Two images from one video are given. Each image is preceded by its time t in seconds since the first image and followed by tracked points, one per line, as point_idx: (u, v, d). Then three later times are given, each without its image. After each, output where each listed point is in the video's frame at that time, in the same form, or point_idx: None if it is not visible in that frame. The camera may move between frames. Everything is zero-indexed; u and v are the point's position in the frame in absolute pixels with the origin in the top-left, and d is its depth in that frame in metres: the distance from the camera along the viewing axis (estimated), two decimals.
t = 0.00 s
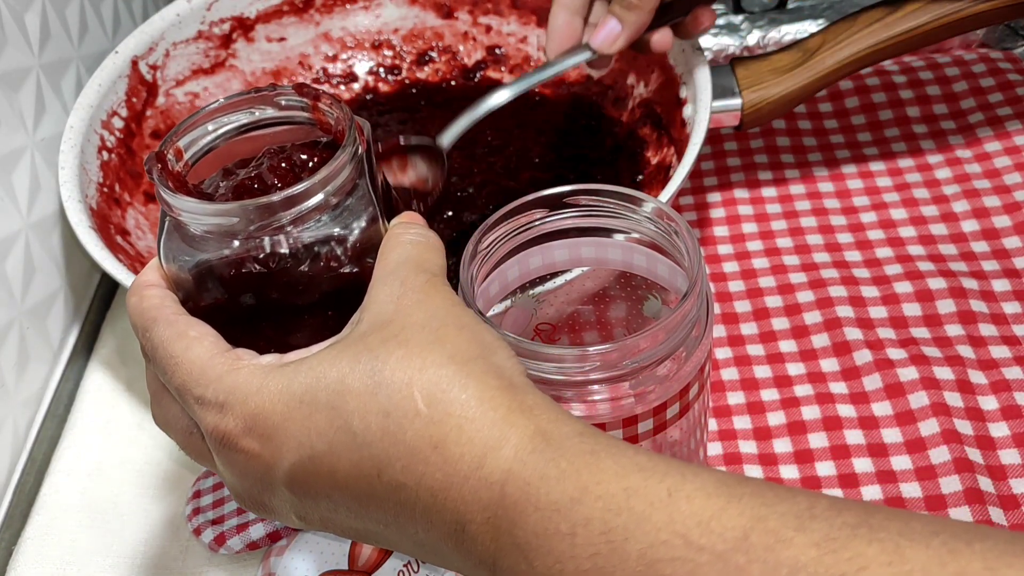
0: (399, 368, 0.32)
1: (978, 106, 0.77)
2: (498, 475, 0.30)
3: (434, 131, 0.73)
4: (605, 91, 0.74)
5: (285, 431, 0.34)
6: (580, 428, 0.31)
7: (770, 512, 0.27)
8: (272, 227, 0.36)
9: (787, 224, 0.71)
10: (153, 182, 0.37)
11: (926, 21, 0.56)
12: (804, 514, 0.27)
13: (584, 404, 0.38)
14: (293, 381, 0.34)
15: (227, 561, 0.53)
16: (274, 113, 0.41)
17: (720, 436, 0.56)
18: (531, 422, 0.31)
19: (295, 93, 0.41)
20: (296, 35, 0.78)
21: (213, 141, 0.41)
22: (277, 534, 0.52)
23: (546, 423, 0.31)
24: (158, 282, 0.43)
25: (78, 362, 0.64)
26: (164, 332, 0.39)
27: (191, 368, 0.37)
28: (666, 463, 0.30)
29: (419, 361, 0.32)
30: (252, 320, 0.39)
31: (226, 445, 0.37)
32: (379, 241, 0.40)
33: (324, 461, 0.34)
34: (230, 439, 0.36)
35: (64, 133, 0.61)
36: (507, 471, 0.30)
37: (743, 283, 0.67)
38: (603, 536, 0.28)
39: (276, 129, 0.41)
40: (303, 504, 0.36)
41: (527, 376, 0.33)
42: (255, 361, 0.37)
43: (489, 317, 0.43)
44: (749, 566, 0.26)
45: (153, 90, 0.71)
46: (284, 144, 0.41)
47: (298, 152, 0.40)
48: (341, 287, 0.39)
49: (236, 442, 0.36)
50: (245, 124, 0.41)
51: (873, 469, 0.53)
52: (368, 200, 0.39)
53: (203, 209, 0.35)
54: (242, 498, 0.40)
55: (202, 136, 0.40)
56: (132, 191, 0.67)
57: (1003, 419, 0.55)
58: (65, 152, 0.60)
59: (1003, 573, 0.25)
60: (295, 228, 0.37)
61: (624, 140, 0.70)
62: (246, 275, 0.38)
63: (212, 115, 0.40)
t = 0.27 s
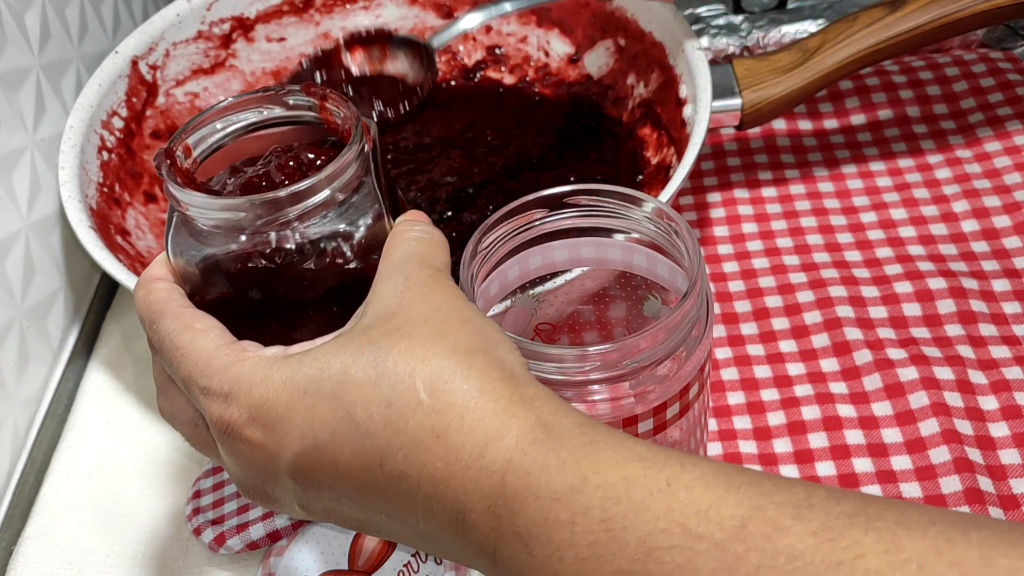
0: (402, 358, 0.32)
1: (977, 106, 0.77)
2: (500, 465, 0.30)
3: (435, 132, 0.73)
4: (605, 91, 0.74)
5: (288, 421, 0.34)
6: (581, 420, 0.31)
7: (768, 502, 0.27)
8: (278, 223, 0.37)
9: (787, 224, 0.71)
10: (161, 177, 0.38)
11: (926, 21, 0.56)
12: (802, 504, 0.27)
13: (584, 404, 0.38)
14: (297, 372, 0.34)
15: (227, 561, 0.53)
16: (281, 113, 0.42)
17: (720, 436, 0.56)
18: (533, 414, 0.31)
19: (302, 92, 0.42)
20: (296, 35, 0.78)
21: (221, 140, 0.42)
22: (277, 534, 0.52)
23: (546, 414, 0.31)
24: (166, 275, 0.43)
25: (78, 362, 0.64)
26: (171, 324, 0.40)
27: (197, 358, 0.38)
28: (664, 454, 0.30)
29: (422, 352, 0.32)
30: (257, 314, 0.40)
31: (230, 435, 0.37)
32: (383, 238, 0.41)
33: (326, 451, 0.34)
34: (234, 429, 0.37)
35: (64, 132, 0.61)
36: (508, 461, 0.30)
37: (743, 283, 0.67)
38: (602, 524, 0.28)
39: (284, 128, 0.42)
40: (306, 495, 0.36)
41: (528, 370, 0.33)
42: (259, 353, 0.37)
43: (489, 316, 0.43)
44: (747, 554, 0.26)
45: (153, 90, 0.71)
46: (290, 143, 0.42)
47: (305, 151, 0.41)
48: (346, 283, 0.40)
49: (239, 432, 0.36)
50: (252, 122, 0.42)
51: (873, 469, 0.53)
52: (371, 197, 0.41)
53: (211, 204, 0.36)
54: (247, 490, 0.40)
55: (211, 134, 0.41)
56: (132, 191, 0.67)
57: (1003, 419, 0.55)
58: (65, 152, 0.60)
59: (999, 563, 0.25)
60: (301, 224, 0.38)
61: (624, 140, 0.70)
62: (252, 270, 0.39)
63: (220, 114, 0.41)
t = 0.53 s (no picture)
0: (409, 343, 0.32)
1: (978, 106, 0.77)
2: (503, 449, 0.30)
3: (435, 132, 0.73)
4: (605, 91, 0.74)
5: (294, 404, 0.35)
6: (586, 407, 0.31)
7: (771, 487, 0.28)
8: (289, 210, 0.38)
9: (787, 225, 0.71)
10: (174, 162, 0.38)
11: (926, 22, 0.56)
12: (804, 489, 0.27)
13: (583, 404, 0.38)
14: (305, 356, 0.35)
15: (227, 561, 0.53)
16: (295, 102, 0.42)
17: (720, 436, 0.56)
18: (537, 400, 0.31)
19: (316, 83, 0.42)
20: (296, 35, 0.78)
21: (233, 128, 0.42)
22: (277, 534, 0.52)
23: (551, 401, 0.31)
24: (177, 259, 0.44)
25: (78, 362, 0.64)
26: (179, 308, 0.40)
27: (205, 341, 0.38)
28: (668, 440, 0.30)
29: (428, 337, 0.32)
30: (265, 301, 0.41)
31: (235, 417, 0.37)
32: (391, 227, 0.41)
33: (331, 434, 0.34)
34: (240, 411, 0.37)
35: (65, 132, 0.61)
36: (511, 446, 0.30)
37: (743, 283, 0.67)
38: (604, 509, 0.28)
39: (296, 118, 0.43)
40: (311, 478, 0.37)
41: (534, 359, 0.33)
42: (268, 336, 0.37)
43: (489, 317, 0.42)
44: (749, 539, 0.26)
45: (153, 90, 0.71)
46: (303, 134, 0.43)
47: (318, 140, 0.41)
48: (354, 273, 0.40)
49: (245, 414, 0.37)
50: (265, 112, 0.42)
51: (873, 469, 0.53)
52: (382, 186, 0.41)
53: (222, 189, 0.36)
54: (252, 472, 0.40)
55: (224, 121, 0.42)
56: (132, 191, 0.67)
57: (1003, 419, 0.55)
58: (65, 152, 0.60)
59: (999, 549, 0.25)
60: (311, 211, 0.38)
61: (624, 140, 0.70)
62: (262, 256, 0.39)
63: (235, 102, 0.41)
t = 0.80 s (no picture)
0: (407, 330, 0.32)
1: (978, 106, 0.77)
2: (502, 437, 0.30)
3: (435, 132, 0.73)
4: (605, 91, 0.74)
5: (292, 390, 0.35)
6: (585, 394, 0.31)
7: (772, 475, 0.28)
8: (288, 196, 0.37)
9: (787, 224, 0.71)
10: (173, 149, 0.38)
11: (925, 23, 0.56)
12: (805, 478, 0.27)
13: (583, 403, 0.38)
14: (302, 343, 0.35)
15: (227, 561, 0.53)
16: (293, 91, 0.42)
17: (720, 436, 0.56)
18: (537, 387, 0.31)
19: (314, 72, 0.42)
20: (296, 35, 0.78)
21: (233, 115, 0.42)
22: (277, 534, 0.52)
23: (551, 388, 0.31)
24: (176, 247, 0.44)
25: (78, 362, 0.64)
26: (179, 295, 0.40)
27: (203, 328, 0.38)
28: (668, 428, 0.30)
29: (427, 324, 0.32)
30: (265, 289, 0.40)
31: (234, 404, 0.37)
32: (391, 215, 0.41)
33: (330, 421, 0.34)
34: (238, 398, 0.37)
35: (65, 133, 0.61)
36: (510, 433, 0.30)
37: (743, 283, 0.67)
38: (605, 497, 0.28)
39: (296, 105, 0.43)
40: (309, 465, 0.37)
41: (533, 347, 0.33)
42: (266, 323, 0.37)
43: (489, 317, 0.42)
44: (750, 527, 0.26)
45: (153, 90, 0.70)
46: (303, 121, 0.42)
47: (316, 129, 0.41)
48: (353, 261, 0.40)
49: (244, 400, 0.37)
50: (263, 100, 0.42)
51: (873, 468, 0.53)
52: (382, 172, 0.41)
53: (220, 175, 0.36)
54: (249, 460, 0.41)
55: (224, 108, 0.42)
56: (132, 191, 0.67)
57: (1003, 419, 0.55)
58: (65, 152, 0.60)
59: (1002, 537, 0.24)
60: (310, 197, 0.38)
61: (624, 140, 0.70)
62: (260, 243, 0.39)
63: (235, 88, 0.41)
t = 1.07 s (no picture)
0: (407, 330, 0.32)
1: (978, 106, 0.77)
2: (502, 437, 0.30)
3: (435, 132, 0.73)
4: (605, 91, 0.74)
5: (292, 390, 0.35)
6: (585, 394, 0.31)
7: (772, 476, 0.28)
8: (290, 195, 0.37)
9: (787, 224, 0.71)
10: (175, 148, 0.38)
11: (925, 23, 0.56)
12: (805, 479, 0.27)
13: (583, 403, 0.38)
14: (302, 342, 0.35)
15: (227, 561, 0.53)
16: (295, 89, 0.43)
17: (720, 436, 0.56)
18: (538, 387, 0.31)
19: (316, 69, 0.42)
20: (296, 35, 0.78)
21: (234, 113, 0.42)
22: (278, 534, 0.52)
23: (551, 389, 0.31)
24: (175, 245, 0.44)
25: (78, 362, 0.64)
26: (179, 294, 0.40)
27: (203, 328, 0.38)
28: (668, 428, 0.30)
29: (427, 324, 0.32)
30: (265, 289, 0.41)
31: (234, 404, 0.37)
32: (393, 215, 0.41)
33: (330, 421, 0.34)
34: (238, 397, 0.37)
35: (65, 133, 0.61)
36: (511, 433, 0.30)
37: (743, 283, 0.67)
38: (604, 498, 0.28)
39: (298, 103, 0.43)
40: (309, 464, 0.37)
41: (533, 346, 0.33)
42: (266, 323, 0.37)
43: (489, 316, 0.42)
44: (749, 529, 0.26)
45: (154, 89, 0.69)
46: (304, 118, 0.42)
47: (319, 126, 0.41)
48: (353, 259, 0.40)
49: (244, 401, 0.37)
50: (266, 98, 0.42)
51: (873, 468, 0.53)
52: (383, 170, 0.41)
53: (222, 175, 0.36)
54: (249, 460, 0.41)
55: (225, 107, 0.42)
56: (132, 191, 0.67)
57: (1003, 419, 0.55)
58: (65, 152, 0.60)
59: (1002, 539, 0.25)
60: (312, 196, 0.38)
61: (624, 140, 0.70)
62: (262, 242, 0.39)
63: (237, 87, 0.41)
